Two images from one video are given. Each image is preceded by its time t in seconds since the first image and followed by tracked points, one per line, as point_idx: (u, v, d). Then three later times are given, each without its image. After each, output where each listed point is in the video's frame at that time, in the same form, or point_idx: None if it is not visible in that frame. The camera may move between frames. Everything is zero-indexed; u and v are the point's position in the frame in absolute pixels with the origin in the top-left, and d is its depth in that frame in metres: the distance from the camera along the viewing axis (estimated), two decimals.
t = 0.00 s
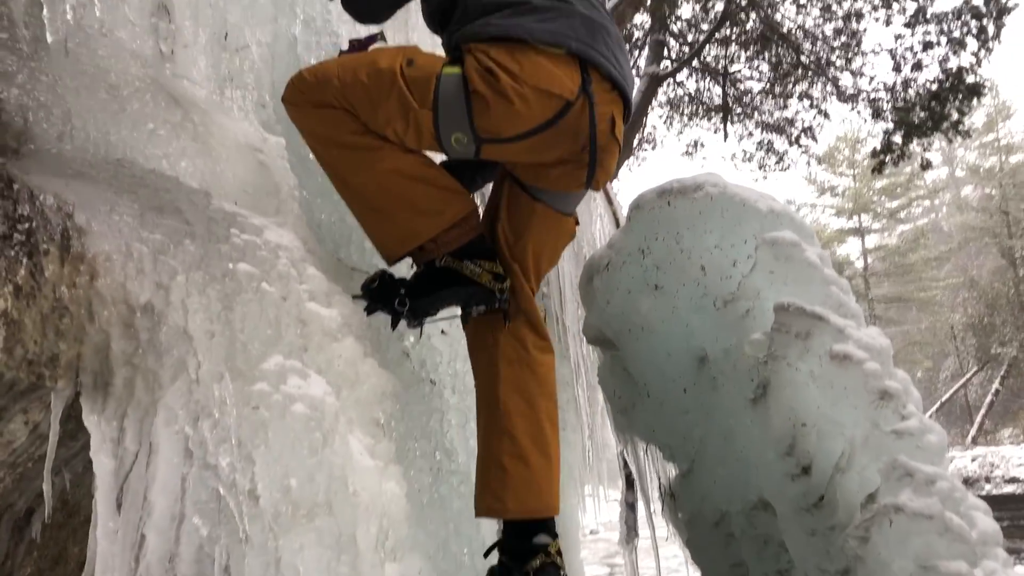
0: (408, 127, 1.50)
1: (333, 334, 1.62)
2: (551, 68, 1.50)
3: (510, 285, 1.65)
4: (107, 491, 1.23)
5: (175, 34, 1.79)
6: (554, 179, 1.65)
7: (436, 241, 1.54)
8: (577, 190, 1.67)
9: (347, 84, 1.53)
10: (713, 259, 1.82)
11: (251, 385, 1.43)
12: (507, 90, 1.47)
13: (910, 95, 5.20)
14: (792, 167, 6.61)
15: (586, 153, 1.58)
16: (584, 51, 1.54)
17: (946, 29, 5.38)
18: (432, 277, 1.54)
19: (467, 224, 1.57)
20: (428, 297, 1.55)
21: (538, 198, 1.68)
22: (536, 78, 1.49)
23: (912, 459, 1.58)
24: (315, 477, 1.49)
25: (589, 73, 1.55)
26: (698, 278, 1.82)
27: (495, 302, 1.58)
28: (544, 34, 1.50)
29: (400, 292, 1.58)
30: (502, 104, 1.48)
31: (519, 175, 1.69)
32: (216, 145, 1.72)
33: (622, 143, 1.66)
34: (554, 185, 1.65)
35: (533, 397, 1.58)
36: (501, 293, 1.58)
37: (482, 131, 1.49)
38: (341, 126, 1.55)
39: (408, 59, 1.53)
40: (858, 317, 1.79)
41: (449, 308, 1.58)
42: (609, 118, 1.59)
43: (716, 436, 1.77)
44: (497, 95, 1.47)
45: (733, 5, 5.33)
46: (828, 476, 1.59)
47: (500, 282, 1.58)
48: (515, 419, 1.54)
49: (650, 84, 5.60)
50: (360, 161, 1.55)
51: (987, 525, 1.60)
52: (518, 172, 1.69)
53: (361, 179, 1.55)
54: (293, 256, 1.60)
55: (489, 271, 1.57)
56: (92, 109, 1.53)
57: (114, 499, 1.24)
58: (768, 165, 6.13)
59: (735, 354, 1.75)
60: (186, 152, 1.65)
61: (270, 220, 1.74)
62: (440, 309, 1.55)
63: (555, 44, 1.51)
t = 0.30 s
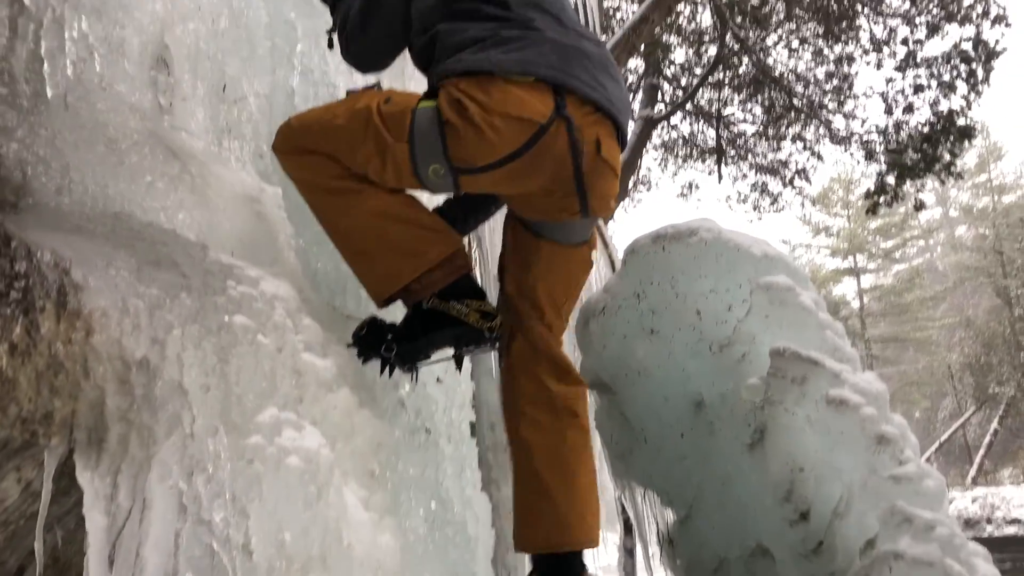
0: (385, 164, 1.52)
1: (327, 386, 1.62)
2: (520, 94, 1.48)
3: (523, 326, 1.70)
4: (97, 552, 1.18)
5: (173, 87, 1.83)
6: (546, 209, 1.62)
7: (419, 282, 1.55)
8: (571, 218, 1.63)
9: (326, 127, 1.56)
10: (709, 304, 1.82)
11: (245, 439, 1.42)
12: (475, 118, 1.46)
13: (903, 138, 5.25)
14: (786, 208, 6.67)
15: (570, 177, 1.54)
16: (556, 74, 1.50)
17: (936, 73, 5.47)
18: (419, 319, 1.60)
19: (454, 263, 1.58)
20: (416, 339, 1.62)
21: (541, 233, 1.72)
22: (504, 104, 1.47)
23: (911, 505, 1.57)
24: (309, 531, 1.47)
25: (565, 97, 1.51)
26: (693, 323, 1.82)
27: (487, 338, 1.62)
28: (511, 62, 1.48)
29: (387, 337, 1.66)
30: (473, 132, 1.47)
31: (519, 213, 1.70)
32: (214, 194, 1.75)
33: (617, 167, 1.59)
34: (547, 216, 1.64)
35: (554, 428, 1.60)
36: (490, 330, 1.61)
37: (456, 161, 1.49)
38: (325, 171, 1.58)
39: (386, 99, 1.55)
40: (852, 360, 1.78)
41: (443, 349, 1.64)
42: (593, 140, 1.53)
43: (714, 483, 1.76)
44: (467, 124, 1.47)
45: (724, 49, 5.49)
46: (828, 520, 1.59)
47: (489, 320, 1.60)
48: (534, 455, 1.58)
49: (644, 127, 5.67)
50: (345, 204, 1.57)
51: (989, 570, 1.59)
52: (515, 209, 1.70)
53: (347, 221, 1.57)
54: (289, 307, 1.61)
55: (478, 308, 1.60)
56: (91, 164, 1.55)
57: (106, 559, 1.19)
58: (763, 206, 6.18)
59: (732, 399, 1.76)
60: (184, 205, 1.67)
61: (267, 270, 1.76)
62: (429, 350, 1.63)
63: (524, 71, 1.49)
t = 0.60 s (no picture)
0: (371, 226, 1.54)
1: (329, 436, 1.61)
2: (505, 167, 1.46)
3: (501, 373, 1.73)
4: None
5: (175, 138, 1.86)
6: (525, 273, 1.65)
7: (416, 330, 1.62)
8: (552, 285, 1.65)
9: (314, 186, 1.59)
10: (710, 343, 1.83)
11: (246, 492, 1.41)
12: (458, 190, 1.45)
13: (900, 170, 5.29)
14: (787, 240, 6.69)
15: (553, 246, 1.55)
16: (542, 147, 1.48)
17: (932, 105, 5.50)
18: (418, 366, 1.64)
19: (450, 311, 1.64)
20: (415, 387, 1.65)
21: (516, 293, 1.72)
22: (487, 178, 1.45)
23: (917, 544, 1.57)
24: None
25: (551, 169, 1.50)
26: (695, 361, 1.82)
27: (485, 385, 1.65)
28: (498, 133, 1.45)
29: (385, 387, 1.69)
30: (456, 203, 1.47)
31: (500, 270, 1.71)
32: (215, 245, 1.76)
33: (602, 236, 1.60)
34: (528, 280, 1.66)
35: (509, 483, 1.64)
36: (489, 376, 1.65)
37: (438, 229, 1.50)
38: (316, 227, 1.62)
39: (373, 158, 1.57)
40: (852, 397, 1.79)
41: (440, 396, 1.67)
42: (577, 213, 1.53)
43: (716, 522, 1.74)
44: (450, 195, 1.47)
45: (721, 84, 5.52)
46: (834, 561, 1.57)
47: (486, 365, 1.65)
48: (480, 511, 1.62)
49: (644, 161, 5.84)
50: (336, 258, 1.61)
51: None
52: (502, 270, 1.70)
53: (339, 275, 1.61)
54: (289, 357, 1.62)
55: (475, 353, 1.65)
56: (90, 218, 1.57)
57: None
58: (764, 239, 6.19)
59: (735, 437, 1.75)
60: (184, 258, 1.68)
61: (264, 319, 1.75)
62: (428, 397, 1.65)
63: (512, 142, 1.46)
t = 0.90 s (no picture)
0: (365, 267, 1.58)
1: (337, 477, 1.60)
2: (492, 204, 1.47)
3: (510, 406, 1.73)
4: None
5: (184, 182, 1.89)
6: (524, 309, 1.67)
7: (417, 366, 1.64)
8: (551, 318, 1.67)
9: (310, 233, 1.64)
10: (719, 375, 1.82)
11: (256, 538, 1.38)
12: (445, 230, 1.47)
13: (905, 196, 5.29)
14: (793, 266, 6.70)
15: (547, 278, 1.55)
16: (529, 182, 1.49)
17: (935, 131, 5.51)
18: (422, 404, 1.65)
19: (451, 345, 1.66)
20: (421, 424, 1.66)
21: (517, 329, 1.75)
22: (475, 215, 1.47)
23: None
24: None
25: (540, 203, 1.51)
26: (703, 394, 1.81)
27: (490, 420, 1.65)
28: (483, 172, 1.47)
29: (391, 425, 1.69)
30: (446, 243, 1.48)
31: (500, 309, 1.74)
32: (225, 288, 1.75)
33: (598, 268, 1.60)
34: (527, 317, 1.69)
35: (526, 522, 1.66)
36: (494, 410, 1.64)
37: (431, 270, 1.52)
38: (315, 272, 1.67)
39: (366, 203, 1.61)
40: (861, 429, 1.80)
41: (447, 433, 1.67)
42: (569, 245, 1.54)
43: (728, 557, 1.73)
44: (439, 235, 1.49)
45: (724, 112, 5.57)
46: None
47: (491, 400, 1.64)
48: (500, 551, 1.64)
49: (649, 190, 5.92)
50: (336, 301, 1.66)
51: None
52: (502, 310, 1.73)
53: (340, 316, 1.65)
54: (297, 399, 1.62)
55: (479, 388, 1.64)
56: (99, 263, 1.57)
57: None
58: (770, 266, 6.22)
59: (744, 470, 1.73)
60: (193, 300, 1.67)
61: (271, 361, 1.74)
62: (434, 435, 1.65)
63: (497, 180, 1.47)
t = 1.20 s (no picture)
0: (365, 316, 1.59)
1: (348, 522, 1.59)
2: (489, 256, 1.48)
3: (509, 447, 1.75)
4: None
5: (195, 226, 1.90)
6: (522, 354, 1.66)
7: (423, 405, 1.68)
8: (547, 364, 1.66)
9: (309, 282, 1.64)
10: (727, 412, 1.84)
11: None
12: (444, 280, 1.49)
13: (910, 226, 5.30)
14: (799, 296, 6.72)
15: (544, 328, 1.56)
16: (525, 234, 1.49)
17: (938, 161, 5.53)
18: (430, 442, 1.66)
19: (454, 384, 1.70)
20: (430, 463, 1.66)
21: (516, 373, 1.76)
22: (473, 267, 1.48)
23: None
24: None
25: (536, 254, 1.51)
26: (712, 431, 1.84)
27: (498, 453, 1.67)
28: (479, 224, 1.48)
29: (400, 466, 1.67)
30: (444, 293, 1.50)
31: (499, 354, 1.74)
32: (236, 334, 1.75)
33: (595, 313, 1.60)
34: (525, 361, 1.68)
35: (531, 565, 1.68)
36: (501, 443, 1.67)
37: (430, 318, 1.54)
38: (316, 321, 1.69)
39: (364, 253, 1.61)
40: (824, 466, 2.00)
41: (455, 471, 1.68)
42: (566, 294, 1.54)
43: None
44: (438, 285, 1.50)
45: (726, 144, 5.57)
46: None
47: (498, 432, 1.67)
48: None
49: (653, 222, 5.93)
50: (336, 348, 1.67)
51: None
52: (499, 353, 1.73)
53: (342, 363, 1.68)
54: (308, 443, 1.61)
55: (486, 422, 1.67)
56: (110, 310, 1.58)
57: None
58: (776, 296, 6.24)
59: (754, 508, 1.76)
60: (205, 345, 1.66)
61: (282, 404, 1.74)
62: (443, 473, 1.65)
63: (493, 232, 1.48)
